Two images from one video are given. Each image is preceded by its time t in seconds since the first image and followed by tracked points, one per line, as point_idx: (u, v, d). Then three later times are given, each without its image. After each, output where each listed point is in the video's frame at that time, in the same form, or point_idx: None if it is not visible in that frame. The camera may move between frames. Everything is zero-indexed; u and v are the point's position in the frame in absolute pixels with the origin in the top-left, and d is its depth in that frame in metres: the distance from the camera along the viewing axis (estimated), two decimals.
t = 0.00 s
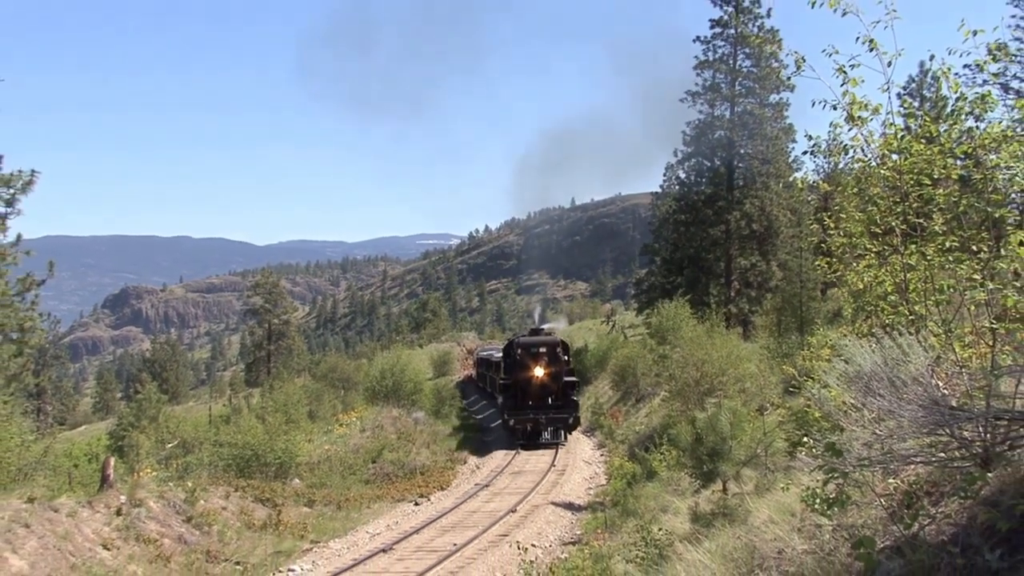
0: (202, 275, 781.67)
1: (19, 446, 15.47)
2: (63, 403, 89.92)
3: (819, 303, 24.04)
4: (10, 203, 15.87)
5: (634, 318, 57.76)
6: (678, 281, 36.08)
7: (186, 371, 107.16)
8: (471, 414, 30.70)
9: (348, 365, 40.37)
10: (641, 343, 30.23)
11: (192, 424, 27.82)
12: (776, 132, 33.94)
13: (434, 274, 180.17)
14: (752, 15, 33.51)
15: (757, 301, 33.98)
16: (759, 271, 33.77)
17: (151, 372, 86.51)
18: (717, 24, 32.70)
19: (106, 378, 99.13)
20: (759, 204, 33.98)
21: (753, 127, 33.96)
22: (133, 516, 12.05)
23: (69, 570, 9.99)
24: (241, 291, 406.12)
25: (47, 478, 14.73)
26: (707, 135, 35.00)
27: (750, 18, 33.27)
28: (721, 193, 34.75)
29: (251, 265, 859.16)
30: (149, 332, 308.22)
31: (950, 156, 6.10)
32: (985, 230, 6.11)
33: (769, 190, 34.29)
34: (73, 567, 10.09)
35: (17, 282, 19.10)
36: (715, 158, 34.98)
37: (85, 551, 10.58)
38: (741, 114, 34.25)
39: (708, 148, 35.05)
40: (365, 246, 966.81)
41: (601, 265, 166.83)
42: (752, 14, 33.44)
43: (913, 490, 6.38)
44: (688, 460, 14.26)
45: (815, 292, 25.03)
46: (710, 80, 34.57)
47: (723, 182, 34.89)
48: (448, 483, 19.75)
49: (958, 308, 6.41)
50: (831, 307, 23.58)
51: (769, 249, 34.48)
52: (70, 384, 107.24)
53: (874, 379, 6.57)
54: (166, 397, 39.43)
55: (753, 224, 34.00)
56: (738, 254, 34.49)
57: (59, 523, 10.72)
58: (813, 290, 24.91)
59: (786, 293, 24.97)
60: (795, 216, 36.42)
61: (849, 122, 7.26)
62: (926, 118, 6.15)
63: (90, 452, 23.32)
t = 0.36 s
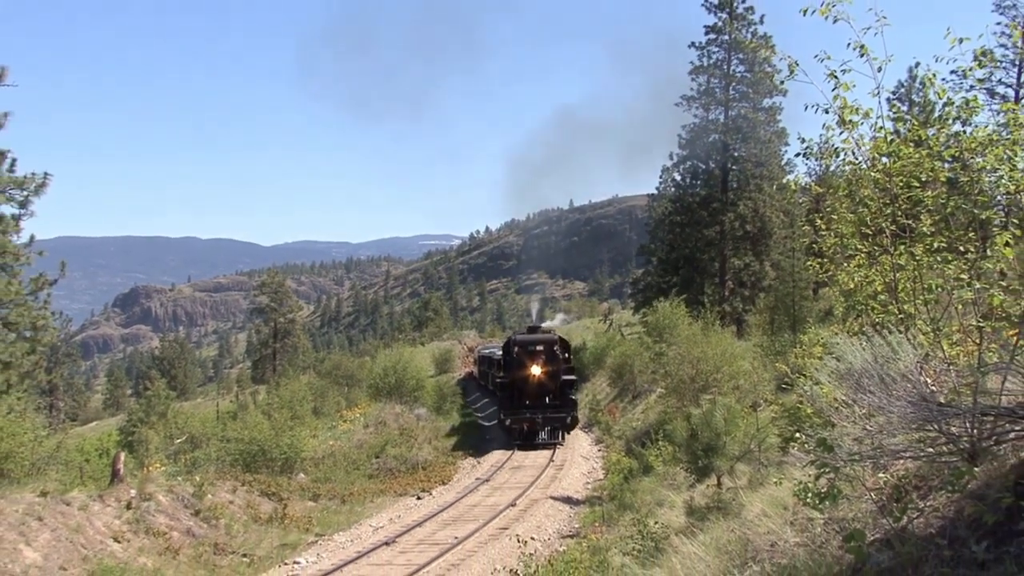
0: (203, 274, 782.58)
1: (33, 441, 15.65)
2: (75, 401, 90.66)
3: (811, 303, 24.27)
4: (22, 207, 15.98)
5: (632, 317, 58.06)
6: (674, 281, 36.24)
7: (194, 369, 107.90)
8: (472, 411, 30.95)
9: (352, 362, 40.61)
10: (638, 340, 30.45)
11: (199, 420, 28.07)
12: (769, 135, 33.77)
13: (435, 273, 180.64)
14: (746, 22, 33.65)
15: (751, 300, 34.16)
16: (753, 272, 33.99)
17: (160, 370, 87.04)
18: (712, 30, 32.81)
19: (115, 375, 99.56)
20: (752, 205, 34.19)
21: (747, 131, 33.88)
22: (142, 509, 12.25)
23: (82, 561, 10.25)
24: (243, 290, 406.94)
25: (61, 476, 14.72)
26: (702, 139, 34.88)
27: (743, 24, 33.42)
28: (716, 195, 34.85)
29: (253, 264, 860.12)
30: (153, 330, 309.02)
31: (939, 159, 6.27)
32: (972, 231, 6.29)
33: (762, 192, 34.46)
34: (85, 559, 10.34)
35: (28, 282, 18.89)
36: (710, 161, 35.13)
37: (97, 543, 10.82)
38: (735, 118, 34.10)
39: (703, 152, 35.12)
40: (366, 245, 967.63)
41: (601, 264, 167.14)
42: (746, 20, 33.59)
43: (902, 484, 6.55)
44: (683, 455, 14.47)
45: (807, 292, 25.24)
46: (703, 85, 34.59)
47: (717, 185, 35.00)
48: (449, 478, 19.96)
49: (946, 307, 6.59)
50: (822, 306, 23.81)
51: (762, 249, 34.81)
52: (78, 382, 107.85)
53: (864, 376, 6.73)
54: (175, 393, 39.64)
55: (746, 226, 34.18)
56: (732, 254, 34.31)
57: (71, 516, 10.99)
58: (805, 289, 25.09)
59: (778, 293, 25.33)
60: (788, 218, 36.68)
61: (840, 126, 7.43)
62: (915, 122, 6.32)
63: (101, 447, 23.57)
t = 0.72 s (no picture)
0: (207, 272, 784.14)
1: (51, 436, 15.98)
2: (91, 397, 91.35)
3: (808, 301, 24.48)
4: (40, 206, 16.00)
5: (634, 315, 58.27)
6: (674, 280, 36.36)
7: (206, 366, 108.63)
8: (477, 408, 31.19)
9: (360, 359, 40.82)
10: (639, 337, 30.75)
11: (211, 415, 28.30)
12: (766, 138, 34.18)
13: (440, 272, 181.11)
14: (743, 27, 33.84)
15: (750, 299, 34.32)
16: (751, 271, 34.14)
17: (173, 366, 87.60)
18: (710, 35, 33.06)
19: (128, 372, 100.08)
20: (750, 206, 34.42)
21: (745, 134, 34.14)
22: (156, 502, 12.46)
23: (98, 552, 10.49)
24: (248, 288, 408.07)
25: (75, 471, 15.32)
26: (701, 141, 35.09)
27: (741, 30, 33.62)
28: (715, 196, 35.07)
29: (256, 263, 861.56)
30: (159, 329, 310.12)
31: (932, 162, 6.43)
32: (965, 232, 6.48)
33: (760, 193, 34.66)
34: (101, 550, 10.58)
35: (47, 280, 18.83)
36: (709, 162, 35.22)
37: (112, 536, 11.05)
38: (733, 121, 34.42)
39: (702, 153, 35.21)
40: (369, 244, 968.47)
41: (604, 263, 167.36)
42: (744, 26, 33.77)
43: (897, 478, 6.71)
44: (683, 450, 14.65)
45: (804, 291, 25.43)
46: (703, 89, 34.90)
47: (716, 186, 35.17)
48: (455, 472, 20.16)
49: (940, 305, 6.75)
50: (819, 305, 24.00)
51: (760, 249, 34.73)
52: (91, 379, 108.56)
53: (860, 373, 6.89)
54: (188, 389, 39.83)
55: (744, 226, 34.38)
56: (730, 254, 34.50)
57: (87, 509, 11.21)
58: (802, 288, 25.20)
59: (777, 291, 25.52)
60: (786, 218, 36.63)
61: (836, 128, 7.58)
62: (909, 125, 6.50)
63: (116, 442, 23.80)
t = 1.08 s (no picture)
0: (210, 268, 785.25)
1: (65, 425, 16.16)
2: (106, 388, 92.27)
3: (806, 293, 24.69)
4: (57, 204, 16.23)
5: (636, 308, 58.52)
6: (674, 274, 36.52)
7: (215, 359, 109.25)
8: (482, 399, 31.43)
9: (367, 351, 41.08)
10: (640, 330, 30.97)
11: (222, 405, 28.53)
12: (765, 134, 34.31)
13: (443, 267, 181.44)
14: (742, 26, 34.00)
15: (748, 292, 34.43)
16: (750, 264, 34.27)
17: (185, 358, 88.17)
18: (709, 33, 33.15)
19: (142, 363, 100.92)
20: (748, 201, 34.54)
21: (744, 130, 34.32)
22: (169, 491, 12.62)
23: (112, 540, 10.71)
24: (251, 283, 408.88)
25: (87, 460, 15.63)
26: (701, 138, 35.19)
27: (740, 28, 33.78)
28: (714, 192, 35.27)
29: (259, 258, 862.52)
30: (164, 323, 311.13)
31: (926, 157, 6.59)
32: (959, 226, 6.64)
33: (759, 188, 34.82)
34: (115, 537, 10.81)
35: (62, 275, 18.97)
36: (708, 158, 35.36)
37: (126, 523, 11.24)
38: (732, 118, 34.58)
39: (701, 150, 35.27)
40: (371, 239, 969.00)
41: (606, 257, 167.57)
42: (743, 24, 33.92)
43: (892, 467, 6.87)
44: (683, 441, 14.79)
45: (801, 284, 25.66)
46: (702, 87, 35.02)
47: (715, 181, 35.37)
48: (461, 461, 20.38)
49: (933, 297, 6.91)
50: (816, 297, 24.19)
51: (759, 243, 34.95)
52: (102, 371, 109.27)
53: (856, 364, 7.04)
54: (199, 380, 40.12)
55: (743, 221, 34.56)
56: (729, 248, 34.73)
57: (102, 497, 11.40)
58: (799, 281, 25.37)
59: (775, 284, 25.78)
60: (784, 214, 36.22)
61: (833, 125, 7.73)
62: (904, 122, 6.65)
63: (130, 431, 24.05)
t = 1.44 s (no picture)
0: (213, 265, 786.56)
1: (81, 417, 16.07)
2: (121, 381, 93.16)
3: (801, 288, 24.94)
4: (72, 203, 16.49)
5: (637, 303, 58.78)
6: (674, 270, 36.75)
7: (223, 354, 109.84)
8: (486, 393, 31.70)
9: (374, 345, 41.36)
10: (641, 324, 31.24)
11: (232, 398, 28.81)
12: (762, 133, 34.50)
13: (447, 263, 181.85)
14: (739, 27, 34.23)
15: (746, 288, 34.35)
16: (746, 260, 34.24)
17: (197, 352, 88.75)
18: (706, 35, 33.45)
19: (155, 357, 101.40)
20: (746, 198, 34.61)
21: (741, 129, 34.51)
22: (181, 481, 12.83)
23: (126, 529, 10.92)
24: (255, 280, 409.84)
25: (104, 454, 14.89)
26: (699, 137, 35.46)
27: (737, 29, 34.03)
28: (712, 189, 35.35)
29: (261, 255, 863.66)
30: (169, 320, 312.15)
31: (919, 156, 6.75)
32: (951, 222, 6.81)
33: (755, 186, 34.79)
34: (129, 526, 11.02)
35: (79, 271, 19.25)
36: (706, 157, 35.54)
37: (140, 512, 11.45)
38: (730, 117, 34.77)
39: (700, 148, 35.50)
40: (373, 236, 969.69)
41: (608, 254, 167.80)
42: (739, 26, 34.14)
43: (885, 458, 7.04)
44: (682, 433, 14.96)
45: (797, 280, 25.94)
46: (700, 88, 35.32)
47: (714, 179, 35.52)
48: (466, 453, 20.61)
49: (927, 292, 7.08)
50: (811, 291, 24.39)
51: (755, 240, 34.95)
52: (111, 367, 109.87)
53: (851, 357, 7.23)
54: (210, 374, 40.49)
55: (741, 218, 34.61)
56: (727, 245, 34.86)
57: (116, 487, 11.60)
58: (796, 277, 25.62)
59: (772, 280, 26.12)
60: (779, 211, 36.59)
61: (828, 124, 7.89)
62: (897, 122, 6.83)
63: (143, 423, 24.33)
